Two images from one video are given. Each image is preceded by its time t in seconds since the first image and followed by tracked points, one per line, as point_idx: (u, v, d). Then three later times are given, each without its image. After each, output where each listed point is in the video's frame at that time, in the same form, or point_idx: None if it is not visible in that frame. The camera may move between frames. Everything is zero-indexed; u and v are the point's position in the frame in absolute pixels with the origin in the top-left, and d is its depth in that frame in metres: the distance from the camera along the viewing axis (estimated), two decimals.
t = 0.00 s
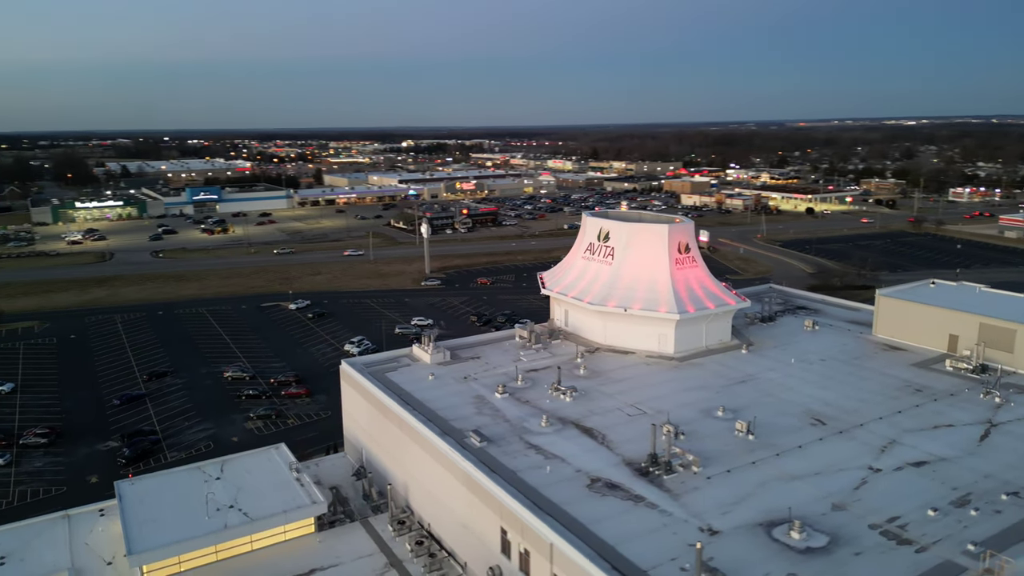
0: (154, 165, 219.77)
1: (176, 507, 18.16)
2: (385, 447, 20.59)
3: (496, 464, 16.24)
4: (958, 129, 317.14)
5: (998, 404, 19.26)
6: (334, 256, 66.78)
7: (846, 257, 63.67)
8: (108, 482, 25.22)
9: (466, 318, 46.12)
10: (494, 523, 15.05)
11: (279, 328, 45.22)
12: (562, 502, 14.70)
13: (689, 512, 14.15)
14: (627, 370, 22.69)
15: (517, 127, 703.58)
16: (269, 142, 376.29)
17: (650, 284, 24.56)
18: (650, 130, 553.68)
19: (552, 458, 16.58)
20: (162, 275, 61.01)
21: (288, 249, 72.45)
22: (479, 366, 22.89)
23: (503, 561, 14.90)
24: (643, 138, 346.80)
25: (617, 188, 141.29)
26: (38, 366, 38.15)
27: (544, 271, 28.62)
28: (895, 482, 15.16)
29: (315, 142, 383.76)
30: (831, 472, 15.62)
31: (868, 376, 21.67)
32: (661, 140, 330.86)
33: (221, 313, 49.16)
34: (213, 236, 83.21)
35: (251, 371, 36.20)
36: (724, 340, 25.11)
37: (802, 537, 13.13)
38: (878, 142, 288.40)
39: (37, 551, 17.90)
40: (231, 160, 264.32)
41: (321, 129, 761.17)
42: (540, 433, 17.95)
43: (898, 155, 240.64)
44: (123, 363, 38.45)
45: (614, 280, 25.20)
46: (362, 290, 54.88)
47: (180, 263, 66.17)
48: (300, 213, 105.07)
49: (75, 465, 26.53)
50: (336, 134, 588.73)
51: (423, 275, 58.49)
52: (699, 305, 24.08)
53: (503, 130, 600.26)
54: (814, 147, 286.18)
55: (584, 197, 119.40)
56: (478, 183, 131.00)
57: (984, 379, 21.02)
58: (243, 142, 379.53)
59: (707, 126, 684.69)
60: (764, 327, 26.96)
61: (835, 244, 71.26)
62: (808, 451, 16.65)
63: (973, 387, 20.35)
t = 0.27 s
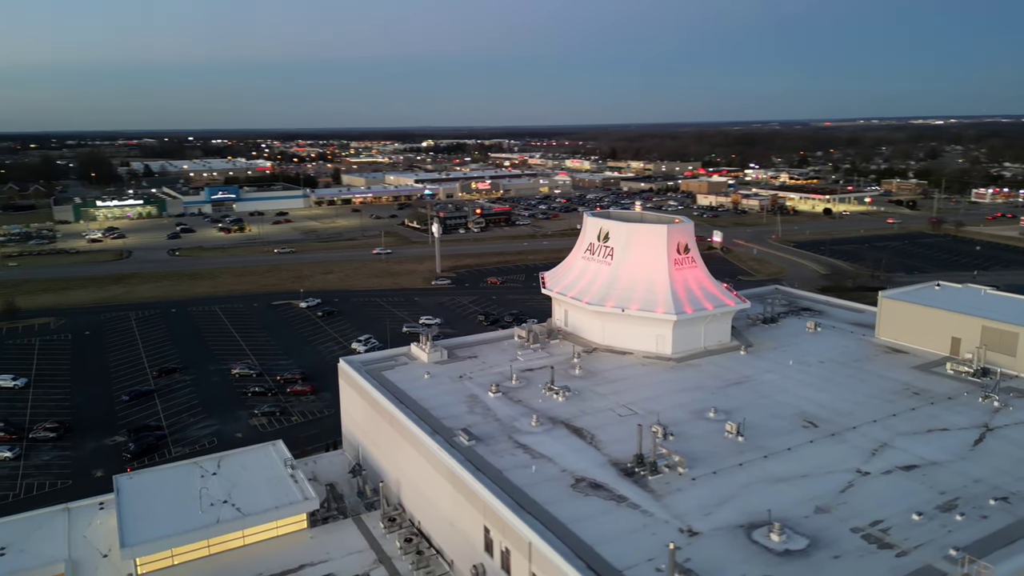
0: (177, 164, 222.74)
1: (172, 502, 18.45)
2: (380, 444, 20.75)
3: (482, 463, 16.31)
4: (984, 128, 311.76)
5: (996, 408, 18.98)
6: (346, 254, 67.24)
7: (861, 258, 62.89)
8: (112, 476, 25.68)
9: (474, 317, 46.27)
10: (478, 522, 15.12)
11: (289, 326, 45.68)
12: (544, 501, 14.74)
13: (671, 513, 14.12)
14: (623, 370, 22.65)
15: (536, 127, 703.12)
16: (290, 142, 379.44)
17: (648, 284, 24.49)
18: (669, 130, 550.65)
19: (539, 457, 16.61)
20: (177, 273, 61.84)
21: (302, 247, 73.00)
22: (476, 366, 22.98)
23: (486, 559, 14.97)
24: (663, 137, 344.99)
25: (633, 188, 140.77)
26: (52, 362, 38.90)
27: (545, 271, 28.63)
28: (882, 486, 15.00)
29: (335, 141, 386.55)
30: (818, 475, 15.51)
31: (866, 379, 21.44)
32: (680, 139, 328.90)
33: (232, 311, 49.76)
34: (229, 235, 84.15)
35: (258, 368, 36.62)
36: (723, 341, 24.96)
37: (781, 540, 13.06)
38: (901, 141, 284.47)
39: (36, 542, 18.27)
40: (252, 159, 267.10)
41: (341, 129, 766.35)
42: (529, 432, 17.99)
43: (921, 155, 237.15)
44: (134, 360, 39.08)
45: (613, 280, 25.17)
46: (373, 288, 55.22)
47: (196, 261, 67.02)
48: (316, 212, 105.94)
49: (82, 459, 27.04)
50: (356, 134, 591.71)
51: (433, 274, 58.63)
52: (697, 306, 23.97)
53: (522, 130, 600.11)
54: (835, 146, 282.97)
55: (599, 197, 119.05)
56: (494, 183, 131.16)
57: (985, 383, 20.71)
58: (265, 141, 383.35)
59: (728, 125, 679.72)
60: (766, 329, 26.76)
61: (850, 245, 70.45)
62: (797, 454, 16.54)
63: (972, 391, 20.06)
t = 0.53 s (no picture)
0: (198, 163, 225.40)
1: (166, 496, 18.73)
2: (374, 442, 20.89)
3: (468, 462, 16.37)
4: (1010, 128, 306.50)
5: (993, 412, 18.72)
6: (358, 253, 67.71)
7: (876, 259, 62.17)
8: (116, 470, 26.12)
9: (481, 317, 46.42)
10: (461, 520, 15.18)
11: (298, 324, 46.11)
12: (526, 500, 14.78)
13: (651, 514, 14.11)
14: (618, 371, 22.64)
15: (554, 126, 702.49)
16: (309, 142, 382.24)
17: (646, 284, 24.45)
18: (689, 130, 547.55)
19: (525, 457, 16.65)
20: (191, 271, 62.62)
21: (315, 246, 73.58)
22: (471, 365, 23.07)
23: (469, 557, 15.03)
24: (682, 137, 343.03)
25: (649, 188, 140.19)
26: (64, 358, 39.60)
27: (546, 271, 28.65)
28: (868, 489, 14.88)
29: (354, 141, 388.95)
30: (804, 478, 15.42)
31: (863, 381, 21.24)
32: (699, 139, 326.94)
33: (243, 309, 50.34)
34: (244, 234, 85.02)
35: (265, 366, 37.01)
36: (721, 342, 24.84)
37: (759, 542, 13.01)
38: (925, 141, 279.98)
39: (36, 535, 18.62)
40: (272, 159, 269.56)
41: (361, 128, 771.67)
42: (518, 432, 18.04)
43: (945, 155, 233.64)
44: (145, 356, 39.67)
45: (611, 281, 25.17)
46: (383, 287, 55.54)
47: (211, 259, 67.82)
48: (331, 211, 106.70)
49: (88, 453, 27.54)
50: (376, 134, 594.84)
51: (443, 274, 58.58)
52: (695, 307, 23.89)
53: (541, 130, 600.05)
54: (857, 146, 279.69)
55: (614, 198, 118.70)
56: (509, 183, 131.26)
57: (984, 387, 20.44)
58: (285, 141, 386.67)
59: (748, 125, 674.23)
60: (766, 330, 26.58)
61: (865, 246, 69.62)
62: (785, 456, 16.44)
63: (969, 394, 19.80)
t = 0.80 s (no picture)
0: (219, 163, 227.89)
1: (162, 492, 19.04)
2: (367, 440, 21.07)
3: (454, 461, 16.46)
4: None
5: (990, 416, 18.48)
6: (371, 252, 68.12)
7: (891, 261, 61.37)
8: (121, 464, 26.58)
9: (489, 316, 46.53)
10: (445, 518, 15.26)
11: (307, 322, 46.54)
12: (509, 499, 14.83)
13: (632, 514, 14.11)
14: (614, 371, 22.62)
15: (574, 126, 701.40)
16: (329, 142, 384.85)
17: (644, 285, 24.38)
18: (709, 130, 544.26)
19: (511, 456, 16.72)
20: (206, 269, 63.39)
21: (329, 245, 74.09)
22: (467, 364, 23.15)
23: (451, 554, 15.12)
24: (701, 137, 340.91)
25: (665, 188, 139.54)
26: (78, 354, 40.32)
27: (548, 271, 28.63)
28: (853, 492, 14.78)
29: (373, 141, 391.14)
30: (789, 480, 15.34)
31: (860, 384, 21.03)
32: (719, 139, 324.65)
33: (255, 307, 50.89)
34: (261, 233, 85.89)
35: (273, 363, 37.43)
36: (720, 343, 24.71)
37: (738, 544, 12.97)
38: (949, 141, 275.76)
39: (37, 528, 19.04)
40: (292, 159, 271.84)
41: (381, 129, 776.63)
42: (507, 431, 18.11)
43: (969, 155, 229.93)
44: (156, 353, 40.29)
45: (610, 281, 25.14)
46: (393, 286, 55.86)
47: (226, 258, 68.63)
48: (347, 211, 107.47)
49: (94, 448, 28.04)
50: (395, 134, 597.39)
51: (454, 273, 58.86)
52: (692, 307, 23.79)
53: (560, 130, 599.69)
54: (879, 146, 276.17)
55: (629, 198, 118.27)
56: (525, 182, 131.32)
57: (984, 390, 20.15)
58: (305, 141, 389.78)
59: (769, 125, 668.35)
60: (767, 332, 26.41)
61: (881, 247, 68.80)
62: (773, 459, 16.34)
63: (967, 398, 19.54)
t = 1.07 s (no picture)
0: (240, 162, 230.39)
1: (159, 485, 19.33)
2: (362, 437, 21.25)
3: (441, 459, 16.56)
4: None
5: (987, 420, 18.22)
6: (383, 251, 68.50)
7: (907, 262, 60.55)
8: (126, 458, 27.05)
9: (497, 315, 46.63)
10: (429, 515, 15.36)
11: (317, 320, 46.95)
12: (492, 497, 14.90)
13: (613, 514, 14.12)
14: (610, 371, 22.61)
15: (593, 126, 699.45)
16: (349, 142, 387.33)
17: (642, 285, 24.32)
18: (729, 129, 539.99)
19: (499, 455, 16.79)
20: (220, 267, 64.16)
21: (342, 244, 74.59)
22: (464, 362, 23.25)
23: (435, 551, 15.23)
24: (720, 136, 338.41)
25: (682, 188, 138.77)
26: (91, 350, 41.05)
27: (550, 271, 28.63)
28: (838, 495, 14.66)
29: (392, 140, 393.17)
30: (775, 482, 15.25)
31: (857, 386, 20.83)
32: (739, 138, 321.97)
33: (267, 304, 51.45)
34: (276, 231, 86.71)
35: (280, 360, 37.82)
36: (719, 344, 24.58)
37: (715, 545, 12.93)
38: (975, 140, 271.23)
39: (38, 521, 19.45)
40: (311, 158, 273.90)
41: (401, 129, 780.69)
42: (496, 430, 18.18)
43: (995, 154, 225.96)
44: (167, 349, 40.88)
45: (608, 281, 25.11)
46: (403, 285, 56.16)
47: (240, 256, 69.42)
48: (362, 210, 108.13)
49: (102, 442, 28.56)
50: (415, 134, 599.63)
51: (464, 272, 59.05)
52: (690, 308, 23.71)
53: (579, 130, 598.51)
54: (902, 146, 272.34)
55: (645, 198, 117.78)
56: (541, 182, 131.27)
57: (983, 394, 19.87)
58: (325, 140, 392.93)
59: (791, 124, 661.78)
60: (767, 333, 26.23)
61: (898, 248, 67.92)
62: (760, 460, 16.26)
63: (964, 402, 19.29)
